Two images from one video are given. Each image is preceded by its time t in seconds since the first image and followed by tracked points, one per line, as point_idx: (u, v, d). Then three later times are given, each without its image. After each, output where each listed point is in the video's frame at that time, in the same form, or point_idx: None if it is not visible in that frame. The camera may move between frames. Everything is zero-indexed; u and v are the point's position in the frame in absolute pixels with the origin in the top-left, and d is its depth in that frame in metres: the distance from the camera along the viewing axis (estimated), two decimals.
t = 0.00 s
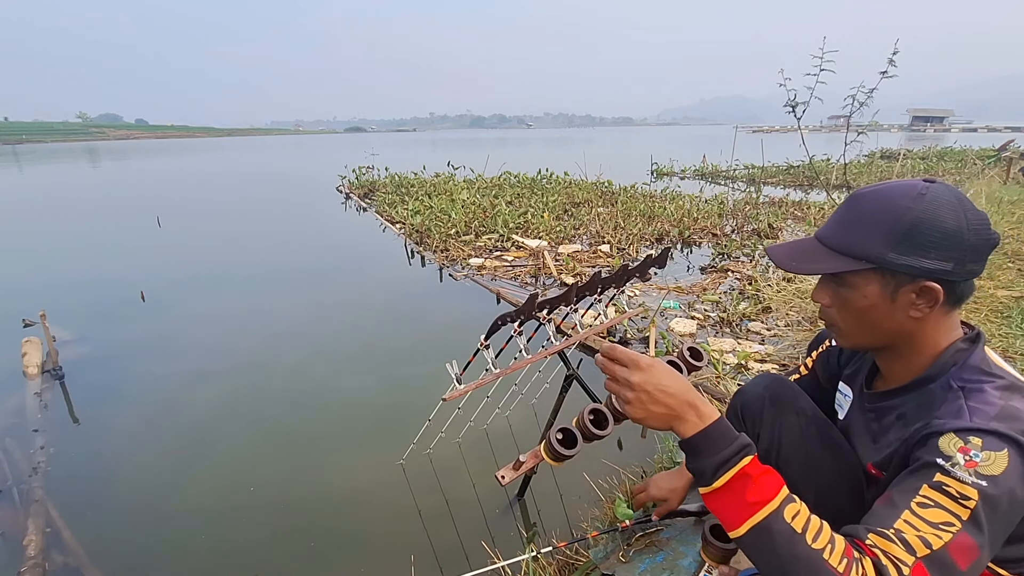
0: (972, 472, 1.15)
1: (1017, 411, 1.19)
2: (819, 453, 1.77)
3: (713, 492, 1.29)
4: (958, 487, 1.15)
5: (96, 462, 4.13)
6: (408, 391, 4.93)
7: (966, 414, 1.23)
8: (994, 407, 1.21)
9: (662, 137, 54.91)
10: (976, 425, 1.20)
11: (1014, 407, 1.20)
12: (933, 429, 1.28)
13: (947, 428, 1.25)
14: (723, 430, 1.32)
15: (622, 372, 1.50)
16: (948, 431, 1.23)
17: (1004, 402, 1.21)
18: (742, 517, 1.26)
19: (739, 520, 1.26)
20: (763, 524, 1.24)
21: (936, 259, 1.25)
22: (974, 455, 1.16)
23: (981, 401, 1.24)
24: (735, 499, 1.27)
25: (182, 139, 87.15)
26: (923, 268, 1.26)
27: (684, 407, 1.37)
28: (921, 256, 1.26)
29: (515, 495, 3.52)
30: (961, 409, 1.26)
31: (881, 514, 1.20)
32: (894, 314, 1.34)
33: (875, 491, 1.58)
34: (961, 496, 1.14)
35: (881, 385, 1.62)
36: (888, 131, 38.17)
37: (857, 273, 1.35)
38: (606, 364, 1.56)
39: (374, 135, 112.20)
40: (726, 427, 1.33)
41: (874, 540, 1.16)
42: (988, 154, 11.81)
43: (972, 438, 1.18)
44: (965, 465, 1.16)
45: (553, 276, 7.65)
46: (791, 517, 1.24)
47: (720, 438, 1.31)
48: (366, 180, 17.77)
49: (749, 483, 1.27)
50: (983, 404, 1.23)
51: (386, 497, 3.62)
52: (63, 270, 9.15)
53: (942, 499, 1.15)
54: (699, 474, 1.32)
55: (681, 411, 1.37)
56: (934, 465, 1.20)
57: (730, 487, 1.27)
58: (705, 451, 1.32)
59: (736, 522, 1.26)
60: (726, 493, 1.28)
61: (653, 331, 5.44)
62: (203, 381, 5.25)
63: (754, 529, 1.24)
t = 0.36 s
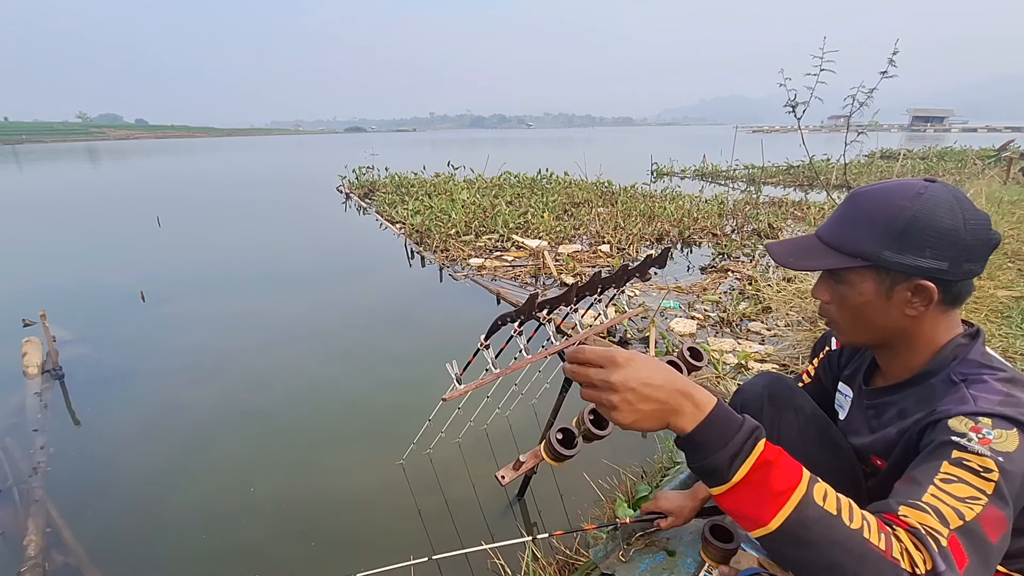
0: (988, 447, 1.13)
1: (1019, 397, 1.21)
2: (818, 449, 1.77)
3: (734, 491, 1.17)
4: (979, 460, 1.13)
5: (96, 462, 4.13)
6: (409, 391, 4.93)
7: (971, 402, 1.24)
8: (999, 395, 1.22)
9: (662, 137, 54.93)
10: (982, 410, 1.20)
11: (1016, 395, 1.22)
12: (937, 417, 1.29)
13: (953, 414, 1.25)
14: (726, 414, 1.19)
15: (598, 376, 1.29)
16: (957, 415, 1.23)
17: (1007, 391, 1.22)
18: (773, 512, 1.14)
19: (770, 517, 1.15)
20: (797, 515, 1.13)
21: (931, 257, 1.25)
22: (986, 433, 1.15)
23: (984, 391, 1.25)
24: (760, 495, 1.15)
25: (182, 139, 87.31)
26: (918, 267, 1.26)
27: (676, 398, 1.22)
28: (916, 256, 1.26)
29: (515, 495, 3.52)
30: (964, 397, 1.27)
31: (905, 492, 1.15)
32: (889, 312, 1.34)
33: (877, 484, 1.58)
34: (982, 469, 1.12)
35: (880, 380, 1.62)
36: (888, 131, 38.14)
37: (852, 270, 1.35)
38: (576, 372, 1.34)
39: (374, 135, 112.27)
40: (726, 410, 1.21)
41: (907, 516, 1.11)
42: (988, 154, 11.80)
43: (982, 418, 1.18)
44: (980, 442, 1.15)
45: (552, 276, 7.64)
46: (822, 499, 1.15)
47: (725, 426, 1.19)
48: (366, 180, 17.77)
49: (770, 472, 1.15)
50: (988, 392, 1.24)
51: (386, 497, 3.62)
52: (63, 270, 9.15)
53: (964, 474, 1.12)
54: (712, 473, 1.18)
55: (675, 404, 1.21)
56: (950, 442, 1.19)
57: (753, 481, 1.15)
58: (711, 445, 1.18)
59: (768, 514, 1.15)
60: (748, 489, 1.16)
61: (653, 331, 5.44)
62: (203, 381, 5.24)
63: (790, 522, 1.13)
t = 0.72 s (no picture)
0: (1000, 432, 1.08)
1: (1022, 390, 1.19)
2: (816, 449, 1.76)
3: (766, 484, 0.96)
4: (992, 445, 1.07)
5: (96, 462, 4.13)
6: (409, 391, 4.94)
7: (975, 391, 1.21)
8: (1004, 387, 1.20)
9: (661, 137, 54.83)
10: (989, 399, 1.17)
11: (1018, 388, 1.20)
12: (943, 407, 1.25)
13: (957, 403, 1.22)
14: (750, 394, 0.98)
15: (604, 361, 0.98)
16: (965, 404, 1.19)
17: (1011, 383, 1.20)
18: (812, 504, 0.95)
19: (809, 509, 0.95)
20: (841, 500, 0.94)
21: (939, 254, 1.23)
22: (996, 419, 1.11)
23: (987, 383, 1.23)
24: (795, 484, 0.95)
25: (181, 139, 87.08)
26: (925, 264, 1.24)
27: (696, 380, 0.97)
28: (925, 253, 1.24)
29: (515, 495, 3.52)
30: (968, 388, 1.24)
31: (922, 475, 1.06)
32: (894, 308, 1.33)
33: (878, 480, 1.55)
34: (998, 452, 1.05)
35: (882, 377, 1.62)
36: (888, 132, 38.16)
37: (858, 266, 1.34)
38: (576, 361, 1.00)
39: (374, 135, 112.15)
40: (748, 389, 0.99)
41: (930, 491, 1.01)
42: (988, 153, 11.81)
43: (990, 407, 1.14)
44: (989, 429, 1.09)
45: (552, 276, 7.64)
46: (861, 482, 0.96)
47: (751, 408, 0.97)
48: (366, 180, 17.77)
49: (805, 456, 0.97)
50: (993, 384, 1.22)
51: (387, 498, 3.63)
52: (63, 270, 9.15)
53: (982, 458, 1.05)
54: (739, 467, 0.97)
55: (696, 388, 0.96)
56: (962, 428, 1.13)
57: (788, 470, 0.96)
58: (739, 434, 0.96)
59: (809, 506, 0.95)
60: (781, 480, 0.96)
61: (653, 331, 5.44)
62: (203, 382, 5.24)
63: (834, 513, 0.94)
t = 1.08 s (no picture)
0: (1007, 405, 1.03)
1: None
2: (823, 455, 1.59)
3: (771, 412, 0.86)
4: (999, 415, 1.01)
5: (95, 462, 4.13)
6: (409, 391, 4.94)
7: (988, 374, 1.16)
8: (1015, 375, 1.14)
9: (661, 136, 54.80)
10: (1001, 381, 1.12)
11: None
12: (950, 388, 1.19)
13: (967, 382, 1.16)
14: (750, 317, 0.89)
15: (600, 271, 0.89)
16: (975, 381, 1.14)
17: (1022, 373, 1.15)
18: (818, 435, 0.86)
19: (814, 438, 0.86)
20: (848, 426, 0.86)
21: (1000, 255, 1.13)
22: (1006, 396, 1.06)
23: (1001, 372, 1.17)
24: (805, 411, 0.86)
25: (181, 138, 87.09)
26: (985, 263, 1.14)
27: (698, 301, 0.87)
28: (987, 251, 1.13)
29: (515, 495, 3.51)
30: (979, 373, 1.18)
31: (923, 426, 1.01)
32: (935, 303, 1.23)
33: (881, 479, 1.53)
34: (999, 420, 1.00)
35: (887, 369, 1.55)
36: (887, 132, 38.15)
37: (909, 254, 1.20)
38: (573, 268, 0.91)
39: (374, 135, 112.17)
40: (748, 314, 0.91)
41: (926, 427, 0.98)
42: (988, 154, 11.84)
43: (1002, 388, 1.09)
44: (998, 404, 1.04)
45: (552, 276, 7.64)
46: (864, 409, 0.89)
47: (751, 332, 0.88)
48: (366, 180, 17.78)
49: (813, 381, 0.87)
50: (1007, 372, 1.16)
51: (387, 498, 3.62)
52: (64, 270, 9.16)
53: (987, 424, 0.99)
54: (740, 399, 0.87)
55: (696, 310, 0.87)
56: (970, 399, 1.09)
57: (794, 397, 0.86)
58: (738, 361, 0.86)
59: (811, 437, 0.86)
60: (789, 406, 0.86)
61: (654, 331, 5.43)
62: (203, 381, 5.24)
63: (842, 440, 0.85)
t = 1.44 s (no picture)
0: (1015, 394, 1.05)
1: None
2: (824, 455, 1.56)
3: (771, 358, 0.91)
4: (1007, 402, 1.02)
5: (95, 462, 4.13)
6: (409, 390, 4.94)
7: (1000, 372, 1.17)
8: None
9: (661, 136, 54.75)
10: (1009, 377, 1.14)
11: None
12: (962, 381, 1.21)
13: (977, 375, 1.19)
14: (753, 267, 0.93)
15: (606, 205, 0.90)
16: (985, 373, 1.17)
17: None
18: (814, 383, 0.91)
19: (809, 388, 0.91)
20: (845, 377, 0.91)
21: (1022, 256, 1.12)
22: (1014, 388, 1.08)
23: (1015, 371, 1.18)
24: (803, 360, 0.91)
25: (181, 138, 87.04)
26: (1005, 265, 1.12)
27: (701, 247, 0.90)
28: (1008, 253, 1.12)
29: (515, 495, 3.51)
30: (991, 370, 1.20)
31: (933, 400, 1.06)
32: (950, 304, 1.22)
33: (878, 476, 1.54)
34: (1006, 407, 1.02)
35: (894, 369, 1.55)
36: (888, 132, 38.10)
37: (925, 256, 1.20)
38: (578, 200, 0.92)
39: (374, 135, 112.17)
40: (750, 263, 0.94)
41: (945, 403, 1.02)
42: (988, 154, 11.85)
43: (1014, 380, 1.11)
44: (1006, 391, 1.06)
45: (552, 276, 7.65)
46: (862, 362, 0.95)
47: (753, 281, 0.92)
48: (366, 180, 17.78)
49: (814, 333, 0.91)
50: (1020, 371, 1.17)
51: (387, 498, 3.62)
52: (63, 270, 9.16)
53: (995, 409, 1.01)
54: (741, 347, 0.91)
55: (698, 254, 0.90)
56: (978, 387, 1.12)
57: (794, 346, 0.90)
58: (741, 309, 0.90)
59: (809, 387, 0.91)
60: (789, 355, 0.91)
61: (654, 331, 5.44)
62: (203, 381, 5.24)
63: (837, 390, 0.90)
